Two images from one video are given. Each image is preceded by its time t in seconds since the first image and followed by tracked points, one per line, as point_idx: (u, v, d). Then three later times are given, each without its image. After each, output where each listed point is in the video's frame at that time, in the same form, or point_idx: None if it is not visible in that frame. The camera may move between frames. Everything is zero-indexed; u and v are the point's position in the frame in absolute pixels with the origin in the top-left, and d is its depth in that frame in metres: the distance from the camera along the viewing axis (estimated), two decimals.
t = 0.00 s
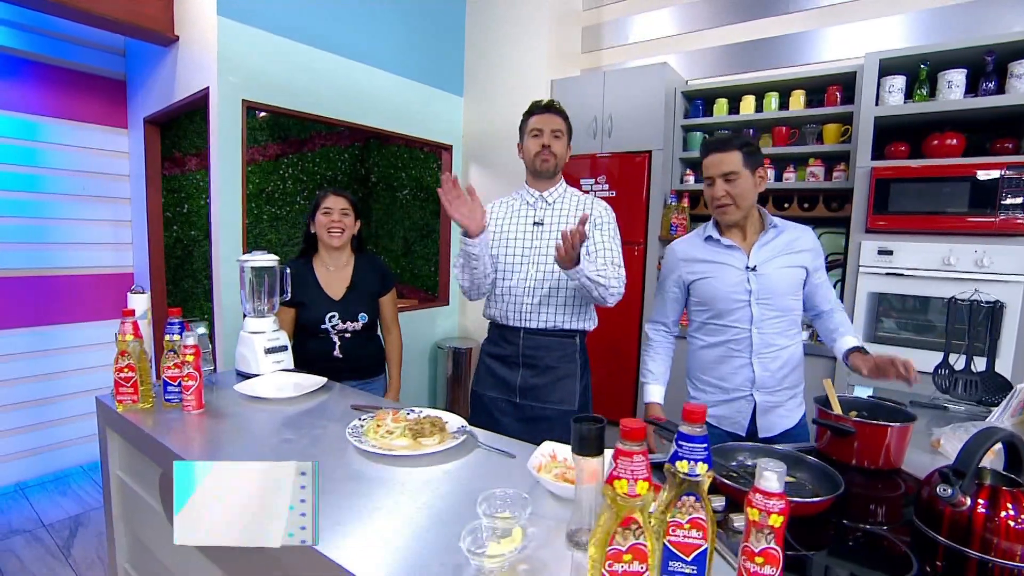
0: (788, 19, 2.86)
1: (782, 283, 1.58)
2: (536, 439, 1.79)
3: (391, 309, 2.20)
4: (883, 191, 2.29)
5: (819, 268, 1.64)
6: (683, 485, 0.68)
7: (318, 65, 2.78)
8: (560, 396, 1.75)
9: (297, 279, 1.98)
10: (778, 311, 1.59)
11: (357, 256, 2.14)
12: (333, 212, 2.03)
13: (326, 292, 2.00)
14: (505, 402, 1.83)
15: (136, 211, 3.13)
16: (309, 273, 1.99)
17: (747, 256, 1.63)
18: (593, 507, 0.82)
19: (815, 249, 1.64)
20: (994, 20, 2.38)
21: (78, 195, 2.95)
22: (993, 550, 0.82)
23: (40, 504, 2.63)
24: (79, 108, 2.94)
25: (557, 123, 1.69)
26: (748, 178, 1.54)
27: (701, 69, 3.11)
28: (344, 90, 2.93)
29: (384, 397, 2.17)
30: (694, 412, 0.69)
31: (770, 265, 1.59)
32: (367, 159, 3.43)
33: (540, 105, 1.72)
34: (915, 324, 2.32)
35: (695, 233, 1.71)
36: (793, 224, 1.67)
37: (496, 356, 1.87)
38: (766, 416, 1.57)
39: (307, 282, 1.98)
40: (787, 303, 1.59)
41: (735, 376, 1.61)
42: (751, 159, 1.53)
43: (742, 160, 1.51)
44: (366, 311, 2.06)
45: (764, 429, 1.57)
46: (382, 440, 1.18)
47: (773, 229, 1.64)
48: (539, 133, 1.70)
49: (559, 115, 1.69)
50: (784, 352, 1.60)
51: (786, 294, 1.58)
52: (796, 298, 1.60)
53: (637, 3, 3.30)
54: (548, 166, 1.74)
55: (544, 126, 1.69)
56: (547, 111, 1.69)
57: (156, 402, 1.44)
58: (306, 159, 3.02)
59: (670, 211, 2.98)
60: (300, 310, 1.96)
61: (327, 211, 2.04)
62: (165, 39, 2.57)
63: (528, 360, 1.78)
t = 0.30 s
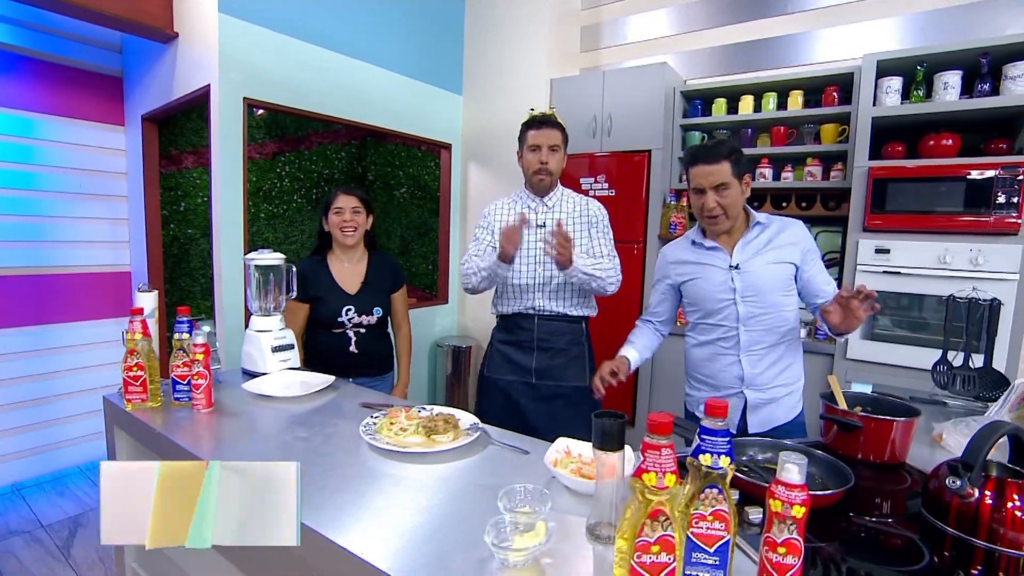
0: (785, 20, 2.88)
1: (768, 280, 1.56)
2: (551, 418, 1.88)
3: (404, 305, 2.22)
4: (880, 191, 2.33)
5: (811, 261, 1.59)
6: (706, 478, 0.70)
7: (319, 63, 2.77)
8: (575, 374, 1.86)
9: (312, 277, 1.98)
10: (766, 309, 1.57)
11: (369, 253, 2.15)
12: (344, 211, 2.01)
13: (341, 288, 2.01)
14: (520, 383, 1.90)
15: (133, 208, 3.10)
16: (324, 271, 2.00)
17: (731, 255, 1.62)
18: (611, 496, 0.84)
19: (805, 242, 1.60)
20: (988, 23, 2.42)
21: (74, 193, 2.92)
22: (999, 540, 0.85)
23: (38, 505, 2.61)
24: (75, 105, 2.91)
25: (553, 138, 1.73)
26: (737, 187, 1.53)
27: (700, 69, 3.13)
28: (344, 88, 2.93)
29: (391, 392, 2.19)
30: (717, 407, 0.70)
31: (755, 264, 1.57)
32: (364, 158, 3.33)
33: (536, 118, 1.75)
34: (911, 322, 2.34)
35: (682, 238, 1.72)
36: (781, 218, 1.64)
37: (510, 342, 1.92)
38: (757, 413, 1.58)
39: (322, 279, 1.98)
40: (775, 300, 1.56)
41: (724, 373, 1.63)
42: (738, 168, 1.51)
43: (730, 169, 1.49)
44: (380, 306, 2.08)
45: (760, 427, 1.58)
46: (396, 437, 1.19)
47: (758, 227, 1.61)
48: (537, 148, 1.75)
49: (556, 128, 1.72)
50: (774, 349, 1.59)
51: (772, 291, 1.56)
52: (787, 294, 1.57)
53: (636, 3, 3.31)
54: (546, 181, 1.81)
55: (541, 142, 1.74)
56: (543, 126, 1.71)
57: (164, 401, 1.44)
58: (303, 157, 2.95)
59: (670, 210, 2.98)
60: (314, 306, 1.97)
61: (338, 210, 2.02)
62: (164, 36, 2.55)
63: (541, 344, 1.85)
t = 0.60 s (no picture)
0: (779, 22, 2.92)
1: (764, 277, 1.55)
2: (559, 411, 1.97)
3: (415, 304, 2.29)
4: (874, 190, 2.37)
5: (818, 258, 1.53)
6: (724, 470, 0.71)
7: (317, 62, 2.77)
8: (582, 370, 1.94)
9: (335, 274, 2.03)
10: (760, 307, 1.56)
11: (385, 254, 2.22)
12: (373, 213, 2.08)
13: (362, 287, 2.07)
14: (532, 377, 1.98)
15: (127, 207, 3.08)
16: (347, 268, 2.05)
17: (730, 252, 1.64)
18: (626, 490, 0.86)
19: (811, 240, 1.56)
20: (977, 26, 2.47)
21: (68, 191, 2.89)
22: (1001, 530, 0.88)
23: (32, 507, 2.59)
24: (68, 102, 2.87)
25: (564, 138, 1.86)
26: (756, 176, 1.57)
27: (695, 70, 3.16)
28: (342, 87, 2.92)
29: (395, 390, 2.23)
30: (733, 402, 0.71)
31: (750, 261, 1.58)
32: (359, 156, 3.25)
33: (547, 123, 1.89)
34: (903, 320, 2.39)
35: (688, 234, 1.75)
36: (788, 218, 1.62)
37: (523, 337, 2.00)
38: (748, 413, 1.57)
39: (345, 278, 2.04)
40: (769, 298, 1.55)
41: (718, 369, 1.65)
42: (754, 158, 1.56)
43: (751, 157, 1.53)
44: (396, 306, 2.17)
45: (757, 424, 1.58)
46: (406, 434, 1.20)
47: (757, 226, 1.62)
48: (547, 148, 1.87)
49: (566, 130, 1.85)
50: (768, 348, 1.58)
51: (765, 289, 1.55)
52: (786, 292, 1.55)
53: (632, 4, 3.34)
54: (555, 179, 1.92)
55: (552, 143, 1.86)
56: (555, 128, 1.85)
57: (170, 400, 1.44)
58: (298, 156, 2.90)
59: (667, 210, 3.01)
60: (336, 302, 2.02)
61: (366, 211, 2.08)
62: (161, 33, 2.53)
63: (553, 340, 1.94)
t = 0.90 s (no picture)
0: (772, 25, 2.96)
1: (775, 280, 1.59)
2: (570, 399, 2.12)
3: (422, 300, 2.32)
4: (867, 191, 2.41)
5: (833, 265, 1.56)
6: (736, 463, 0.73)
7: (315, 61, 2.76)
8: (593, 362, 2.10)
9: (348, 270, 2.06)
10: (769, 308, 1.60)
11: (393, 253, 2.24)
12: (388, 214, 2.10)
13: (373, 283, 2.11)
14: (546, 367, 2.13)
15: (121, 207, 3.05)
16: (358, 264, 2.09)
17: (741, 252, 1.67)
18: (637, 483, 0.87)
19: (827, 247, 1.58)
20: (966, 31, 2.52)
21: (61, 190, 2.86)
22: (998, 520, 0.91)
23: (26, 510, 2.56)
24: (61, 100, 2.84)
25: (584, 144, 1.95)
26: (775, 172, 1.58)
27: (691, 71, 3.18)
28: (340, 87, 2.91)
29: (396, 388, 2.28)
30: (746, 397, 0.72)
31: (761, 261, 1.61)
32: (354, 156, 3.23)
33: (570, 129, 1.97)
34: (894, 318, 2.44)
35: (700, 231, 1.77)
36: (806, 222, 1.64)
37: (540, 331, 2.14)
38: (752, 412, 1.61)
39: (358, 274, 2.08)
40: (778, 301, 1.59)
41: (724, 368, 1.68)
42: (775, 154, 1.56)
43: (770, 153, 1.54)
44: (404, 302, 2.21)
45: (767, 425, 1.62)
46: (416, 433, 1.21)
47: (774, 227, 1.64)
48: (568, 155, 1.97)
49: (586, 137, 1.94)
50: (774, 349, 1.62)
51: (776, 292, 1.59)
52: (797, 296, 1.59)
53: (628, 5, 3.36)
54: (575, 182, 2.03)
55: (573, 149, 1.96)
56: (575, 135, 1.93)
57: (174, 400, 1.44)
58: (292, 155, 2.86)
59: (662, 210, 3.08)
60: (348, 296, 2.06)
61: (382, 212, 2.11)
62: (157, 31, 2.51)
63: (568, 334, 2.08)
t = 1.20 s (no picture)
0: (762, 28, 3.00)
1: (781, 286, 1.61)
2: (565, 389, 2.16)
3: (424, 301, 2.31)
4: (856, 192, 2.46)
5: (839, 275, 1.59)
6: (742, 458, 0.76)
7: (310, 60, 2.75)
8: (588, 353, 2.14)
9: (349, 267, 2.07)
10: (774, 312, 1.63)
11: (393, 253, 2.25)
12: (391, 213, 2.12)
13: (375, 280, 2.13)
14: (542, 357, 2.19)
15: (112, 206, 3.02)
16: (359, 260, 2.10)
17: (750, 255, 1.68)
18: (643, 479, 0.89)
19: (834, 256, 1.61)
20: (953, 35, 2.56)
21: (51, 189, 2.83)
22: (989, 511, 0.94)
23: (16, 513, 2.52)
24: (51, 98, 2.81)
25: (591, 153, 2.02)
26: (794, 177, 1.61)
27: (683, 73, 3.21)
28: (334, 86, 2.90)
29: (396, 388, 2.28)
30: (752, 393, 0.74)
31: (768, 266, 1.63)
32: (344, 155, 3.31)
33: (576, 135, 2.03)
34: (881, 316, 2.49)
35: (710, 233, 1.80)
36: (814, 229, 1.65)
37: (538, 323, 2.21)
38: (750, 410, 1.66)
39: (359, 270, 2.09)
40: (784, 306, 1.61)
41: (726, 367, 1.72)
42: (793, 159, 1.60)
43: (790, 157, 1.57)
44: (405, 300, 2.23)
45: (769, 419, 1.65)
46: (421, 432, 1.22)
47: (783, 232, 1.65)
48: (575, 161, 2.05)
49: (593, 144, 2.00)
50: (776, 352, 1.65)
51: (782, 297, 1.61)
52: (802, 301, 1.61)
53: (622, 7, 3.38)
54: (581, 191, 2.10)
55: (579, 155, 2.03)
56: (582, 141, 2.00)
57: (175, 401, 1.43)
58: (285, 154, 2.91)
59: (655, 210, 3.09)
60: (349, 293, 2.07)
61: (385, 211, 2.13)
62: (150, 29, 2.49)
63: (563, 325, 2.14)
